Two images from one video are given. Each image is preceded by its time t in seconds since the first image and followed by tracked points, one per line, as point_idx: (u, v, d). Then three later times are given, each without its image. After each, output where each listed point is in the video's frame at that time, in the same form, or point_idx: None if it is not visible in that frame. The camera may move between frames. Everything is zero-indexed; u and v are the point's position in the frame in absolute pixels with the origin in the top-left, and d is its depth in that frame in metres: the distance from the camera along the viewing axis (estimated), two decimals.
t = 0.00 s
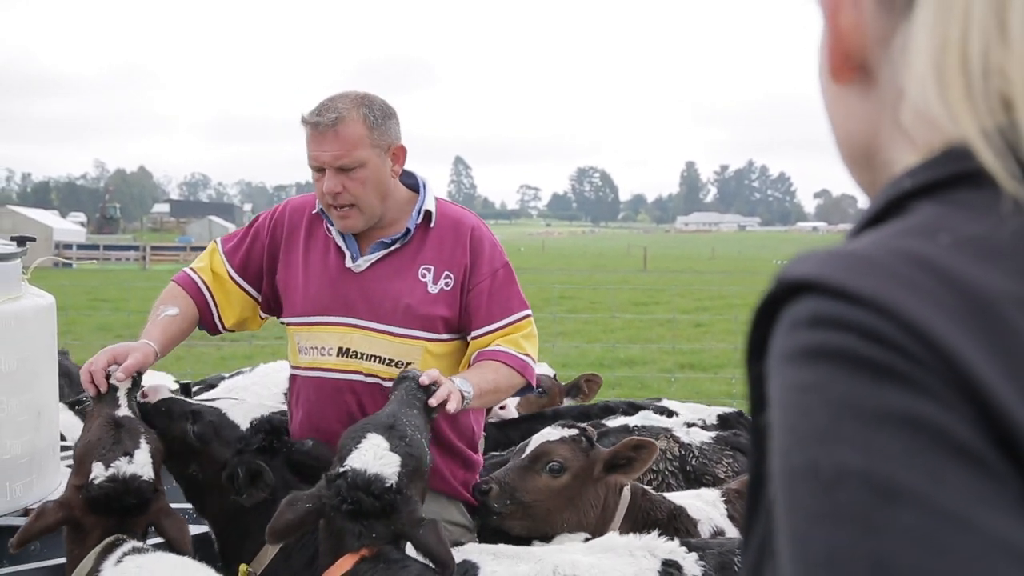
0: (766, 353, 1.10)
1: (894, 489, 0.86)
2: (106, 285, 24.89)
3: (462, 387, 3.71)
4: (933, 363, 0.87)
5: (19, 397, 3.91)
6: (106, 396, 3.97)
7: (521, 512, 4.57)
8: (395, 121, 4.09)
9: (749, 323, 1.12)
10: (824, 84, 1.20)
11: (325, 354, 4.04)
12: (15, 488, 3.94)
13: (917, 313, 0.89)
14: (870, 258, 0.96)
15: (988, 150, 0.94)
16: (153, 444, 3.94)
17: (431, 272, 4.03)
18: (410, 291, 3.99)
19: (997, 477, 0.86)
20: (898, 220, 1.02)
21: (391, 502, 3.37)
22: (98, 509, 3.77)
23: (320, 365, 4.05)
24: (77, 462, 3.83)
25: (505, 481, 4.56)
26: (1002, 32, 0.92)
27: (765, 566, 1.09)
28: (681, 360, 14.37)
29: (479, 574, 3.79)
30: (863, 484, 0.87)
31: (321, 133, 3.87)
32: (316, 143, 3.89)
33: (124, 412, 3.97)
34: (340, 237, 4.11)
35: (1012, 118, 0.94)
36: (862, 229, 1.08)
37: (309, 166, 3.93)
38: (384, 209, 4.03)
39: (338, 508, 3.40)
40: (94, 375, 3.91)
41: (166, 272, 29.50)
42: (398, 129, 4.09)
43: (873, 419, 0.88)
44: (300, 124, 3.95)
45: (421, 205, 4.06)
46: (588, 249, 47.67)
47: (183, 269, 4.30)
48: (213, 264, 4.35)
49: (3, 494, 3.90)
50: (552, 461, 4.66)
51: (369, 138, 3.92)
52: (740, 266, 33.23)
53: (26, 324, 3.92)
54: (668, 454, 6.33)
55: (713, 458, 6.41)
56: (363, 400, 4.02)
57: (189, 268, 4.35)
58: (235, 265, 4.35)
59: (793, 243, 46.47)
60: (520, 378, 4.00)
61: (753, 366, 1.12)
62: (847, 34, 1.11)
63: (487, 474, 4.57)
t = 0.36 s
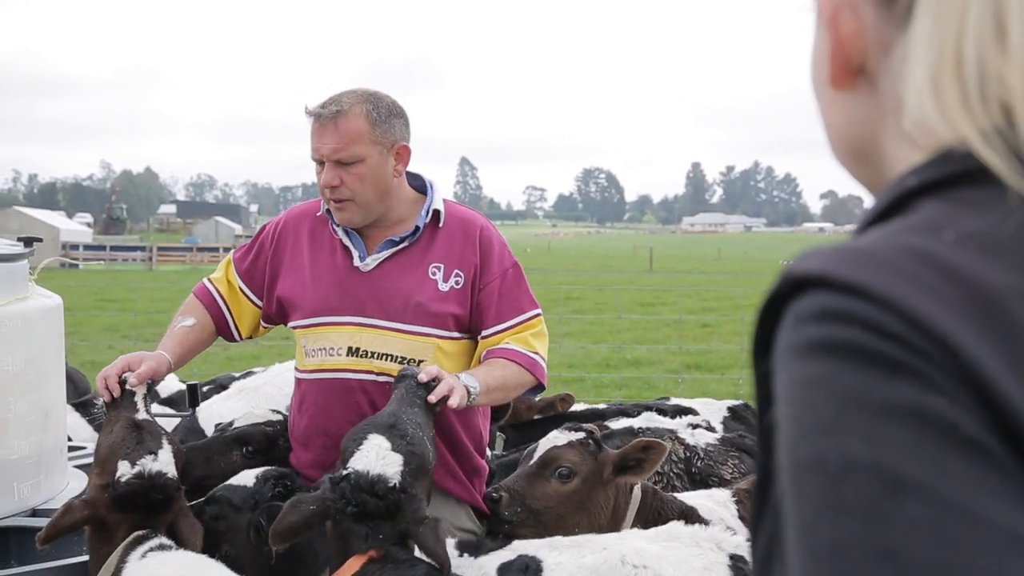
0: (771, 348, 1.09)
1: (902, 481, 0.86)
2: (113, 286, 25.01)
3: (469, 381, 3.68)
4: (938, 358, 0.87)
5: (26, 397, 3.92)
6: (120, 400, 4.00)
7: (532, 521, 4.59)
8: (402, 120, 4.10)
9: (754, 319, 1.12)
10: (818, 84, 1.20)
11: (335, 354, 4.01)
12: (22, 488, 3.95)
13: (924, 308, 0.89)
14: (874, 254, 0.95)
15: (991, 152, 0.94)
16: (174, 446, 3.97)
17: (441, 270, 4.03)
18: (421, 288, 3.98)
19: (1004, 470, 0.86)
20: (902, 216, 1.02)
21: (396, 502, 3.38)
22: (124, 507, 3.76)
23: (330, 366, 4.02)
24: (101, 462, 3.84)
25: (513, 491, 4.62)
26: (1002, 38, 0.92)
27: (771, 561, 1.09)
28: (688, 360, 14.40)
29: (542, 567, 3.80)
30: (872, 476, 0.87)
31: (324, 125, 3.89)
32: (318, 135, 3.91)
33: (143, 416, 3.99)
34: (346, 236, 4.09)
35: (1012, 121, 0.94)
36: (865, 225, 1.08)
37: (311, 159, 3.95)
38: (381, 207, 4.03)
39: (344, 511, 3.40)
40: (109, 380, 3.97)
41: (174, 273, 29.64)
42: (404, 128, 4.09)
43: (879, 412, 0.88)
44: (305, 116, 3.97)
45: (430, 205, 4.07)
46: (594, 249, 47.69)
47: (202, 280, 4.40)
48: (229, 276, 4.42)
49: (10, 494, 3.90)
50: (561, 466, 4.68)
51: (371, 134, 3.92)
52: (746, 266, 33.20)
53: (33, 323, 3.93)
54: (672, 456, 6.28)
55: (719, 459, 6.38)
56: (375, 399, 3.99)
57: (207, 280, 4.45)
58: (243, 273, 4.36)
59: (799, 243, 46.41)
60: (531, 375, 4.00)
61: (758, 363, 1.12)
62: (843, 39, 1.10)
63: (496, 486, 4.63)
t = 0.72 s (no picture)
0: (775, 343, 1.09)
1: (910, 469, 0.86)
2: (119, 286, 25.10)
3: (460, 390, 3.67)
4: (947, 348, 0.87)
5: (33, 398, 3.93)
6: (102, 400, 4.01)
7: (529, 513, 4.60)
8: (390, 116, 4.09)
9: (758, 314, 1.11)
10: (806, 98, 1.18)
11: (330, 360, 4.01)
12: (28, 488, 3.96)
13: (932, 299, 0.89)
14: (880, 246, 0.95)
15: (997, 158, 0.96)
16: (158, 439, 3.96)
17: (434, 273, 4.01)
18: (414, 292, 3.96)
19: (1009, 458, 0.87)
20: (909, 210, 1.01)
21: (389, 500, 3.39)
22: (109, 503, 3.75)
23: (327, 371, 4.02)
24: (85, 459, 3.84)
25: (515, 480, 4.60)
26: (992, 50, 0.92)
27: (777, 558, 1.08)
28: (693, 360, 14.39)
29: None
30: (881, 464, 0.87)
31: (314, 125, 3.89)
32: (310, 136, 3.91)
33: (125, 413, 4.00)
34: (339, 241, 4.07)
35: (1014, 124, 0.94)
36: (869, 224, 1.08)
37: (304, 161, 3.95)
38: (379, 204, 4.02)
39: (335, 509, 3.40)
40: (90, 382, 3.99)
41: (180, 273, 29.74)
42: (393, 123, 4.09)
43: (888, 402, 0.88)
44: (295, 119, 3.97)
45: (422, 207, 4.04)
46: (599, 249, 47.71)
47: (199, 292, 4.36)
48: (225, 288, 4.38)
49: (17, 494, 3.92)
50: (564, 463, 4.66)
51: (361, 130, 3.92)
52: (751, 266, 33.17)
53: (39, 324, 3.94)
54: (680, 457, 6.29)
55: (726, 462, 6.36)
56: (369, 404, 4.00)
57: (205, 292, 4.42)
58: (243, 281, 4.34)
59: (805, 243, 46.36)
60: (523, 377, 3.98)
61: (763, 360, 1.12)
62: (841, 61, 1.07)
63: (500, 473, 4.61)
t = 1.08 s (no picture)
0: (790, 342, 1.09)
1: (928, 465, 0.86)
2: (123, 287, 25.16)
3: (473, 388, 3.68)
4: (964, 347, 0.87)
5: (37, 398, 3.94)
6: (104, 398, 3.99)
7: (524, 517, 4.52)
8: (383, 111, 4.10)
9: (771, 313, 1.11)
10: (808, 108, 1.16)
11: (333, 356, 3.98)
12: (33, 488, 3.97)
13: (949, 298, 0.88)
14: (896, 245, 0.95)
15: (1016, 157, 0.95)
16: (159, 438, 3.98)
17: (434, 266, 4.01)
18: (415, 285, 3.95)
19: None
20: (923, 210, 1.00)
21: (390, 499, 3.37)
22: (110, 500, 3.75)
23: (329, 368, 3.98)
24: (85, 457, 3.85)
25: (508, 482, 4.51)
26: (1004, 51, 0.92)
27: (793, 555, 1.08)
28: (698, 360, 14.35)
29: None
30: (897, 462, 0.86)
31: (310, 120, 3.89)
32: (306, 132, 3.91)
33: (126, 412, 4.00)
34: (337, 238, 4.06)
35: None
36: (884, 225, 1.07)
37: (300, 157, 3.95)
38: (375, 198, 4.02)
39: (338, 509, 3.41)
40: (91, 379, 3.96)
41: (184, 273, 29.79)
42: (387, 119, 4.10)
43: (905, 401, 0.88)
44: (289, 116, 3.97)
45: (418, 202, 4.05)
46: (603, 249, 47.73)
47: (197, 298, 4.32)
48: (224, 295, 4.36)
49: (21, 494, 3.92)
50: (558, 466, 4.62)
51: (357, 125, 3.92)
52: (756, 266, 33.14)
53: (43, 324, 3.95)
54: (683, 459, 6.33)
55: (731, 463, 6.35)
56: (374, 398, 3.97)
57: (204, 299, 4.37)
58: (239, 287, 4.33)
59: (810, 243, 46.33)
60: (528, 366, 3.97)
61: (777, 358, 1.11)
62: (854, 70, 1.06)
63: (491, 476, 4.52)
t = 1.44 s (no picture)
0: (788, 343, 1.09)
1: (925, 464, 0.86)
2: (126, 286, 25.21)
3: (480, 395, 3.74)
4: (960, 347, 0.87)
5: (42, 398, 3.94)
6: (101, 395, 4.06)
7: (525, 520, 4.50)
8: (377, 112, 4.10)
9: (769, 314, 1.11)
10: (812, 105, 1.17)
11: (337, 359, 3.92)
12: (39, 488, 3.98)
13: (945, 297, 0.89)
14: (892, 245, 0.95)
15: (1010, 159, 0.95)
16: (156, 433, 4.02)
17: (435, 267, 4.01)
18: (418, 285, 3.94)
19: None
20: (920, 209, 1.00)
21: (407, 492, 3.36)
22: (113, 496, 3.75)
23: (333, 371, 3.93)
24: (85, 453, 3.85)
25: (507, 484, 4.52)
26: (999, 50, 0.92)
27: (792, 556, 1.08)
28: (701, 360, 14.35)
29: None
30: (894, 461, 0.87)
31: (307, 122, 3.88)
32: (302, 133, 3.90)
33: (124, 409, 4.05)
34: (334, 240, 4.03)
35: None
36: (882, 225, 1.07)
37: (296, 159, 3.94)
38: (373, 199, 4.01)
39: (358, 505, 3.39)
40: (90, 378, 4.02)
41: (187, 272, 29.85)
42: (381, 120, 4.10)
43: (902, 400, 0.88)
44: (285, 118, 3.95)
45: (414, 203, 4.04)
46: (606, 249, 47.84)
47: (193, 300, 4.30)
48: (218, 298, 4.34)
49: (26, 494, 3.92)
50: (558, 469, 4.61)
51: (353, 126, 3.92)
52: (759, 266, 33.18)
53: (48, 324, 3.96)
54: (685, 464, 6.33)
55: (738, 467, 6.30)
56: (382, 399, 3.94)
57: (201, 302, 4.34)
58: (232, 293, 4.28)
59: (813, 242, 46.37)
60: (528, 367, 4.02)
61: (774, 358, 1.11)
62: (856, 67, 1.06)
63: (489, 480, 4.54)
